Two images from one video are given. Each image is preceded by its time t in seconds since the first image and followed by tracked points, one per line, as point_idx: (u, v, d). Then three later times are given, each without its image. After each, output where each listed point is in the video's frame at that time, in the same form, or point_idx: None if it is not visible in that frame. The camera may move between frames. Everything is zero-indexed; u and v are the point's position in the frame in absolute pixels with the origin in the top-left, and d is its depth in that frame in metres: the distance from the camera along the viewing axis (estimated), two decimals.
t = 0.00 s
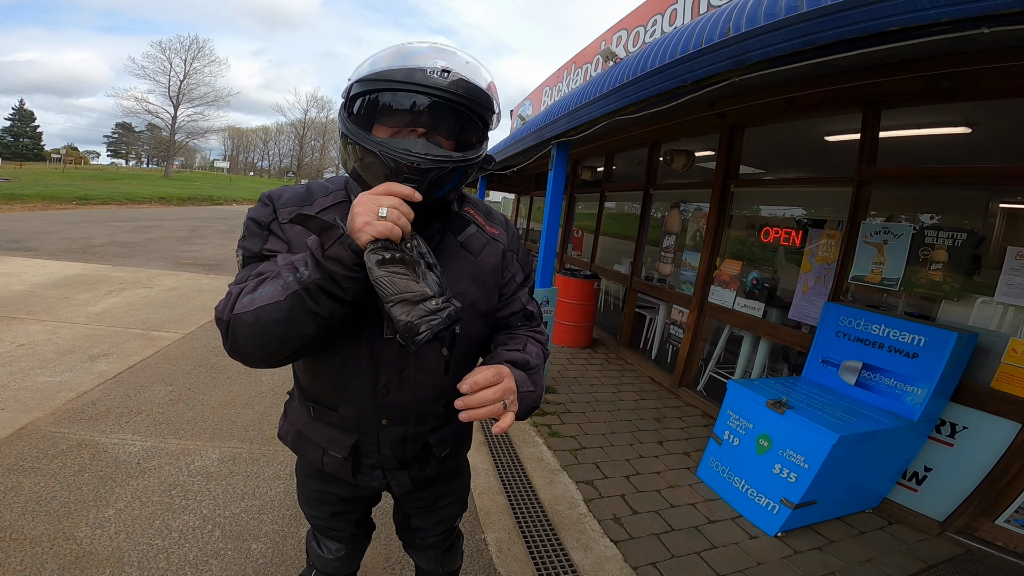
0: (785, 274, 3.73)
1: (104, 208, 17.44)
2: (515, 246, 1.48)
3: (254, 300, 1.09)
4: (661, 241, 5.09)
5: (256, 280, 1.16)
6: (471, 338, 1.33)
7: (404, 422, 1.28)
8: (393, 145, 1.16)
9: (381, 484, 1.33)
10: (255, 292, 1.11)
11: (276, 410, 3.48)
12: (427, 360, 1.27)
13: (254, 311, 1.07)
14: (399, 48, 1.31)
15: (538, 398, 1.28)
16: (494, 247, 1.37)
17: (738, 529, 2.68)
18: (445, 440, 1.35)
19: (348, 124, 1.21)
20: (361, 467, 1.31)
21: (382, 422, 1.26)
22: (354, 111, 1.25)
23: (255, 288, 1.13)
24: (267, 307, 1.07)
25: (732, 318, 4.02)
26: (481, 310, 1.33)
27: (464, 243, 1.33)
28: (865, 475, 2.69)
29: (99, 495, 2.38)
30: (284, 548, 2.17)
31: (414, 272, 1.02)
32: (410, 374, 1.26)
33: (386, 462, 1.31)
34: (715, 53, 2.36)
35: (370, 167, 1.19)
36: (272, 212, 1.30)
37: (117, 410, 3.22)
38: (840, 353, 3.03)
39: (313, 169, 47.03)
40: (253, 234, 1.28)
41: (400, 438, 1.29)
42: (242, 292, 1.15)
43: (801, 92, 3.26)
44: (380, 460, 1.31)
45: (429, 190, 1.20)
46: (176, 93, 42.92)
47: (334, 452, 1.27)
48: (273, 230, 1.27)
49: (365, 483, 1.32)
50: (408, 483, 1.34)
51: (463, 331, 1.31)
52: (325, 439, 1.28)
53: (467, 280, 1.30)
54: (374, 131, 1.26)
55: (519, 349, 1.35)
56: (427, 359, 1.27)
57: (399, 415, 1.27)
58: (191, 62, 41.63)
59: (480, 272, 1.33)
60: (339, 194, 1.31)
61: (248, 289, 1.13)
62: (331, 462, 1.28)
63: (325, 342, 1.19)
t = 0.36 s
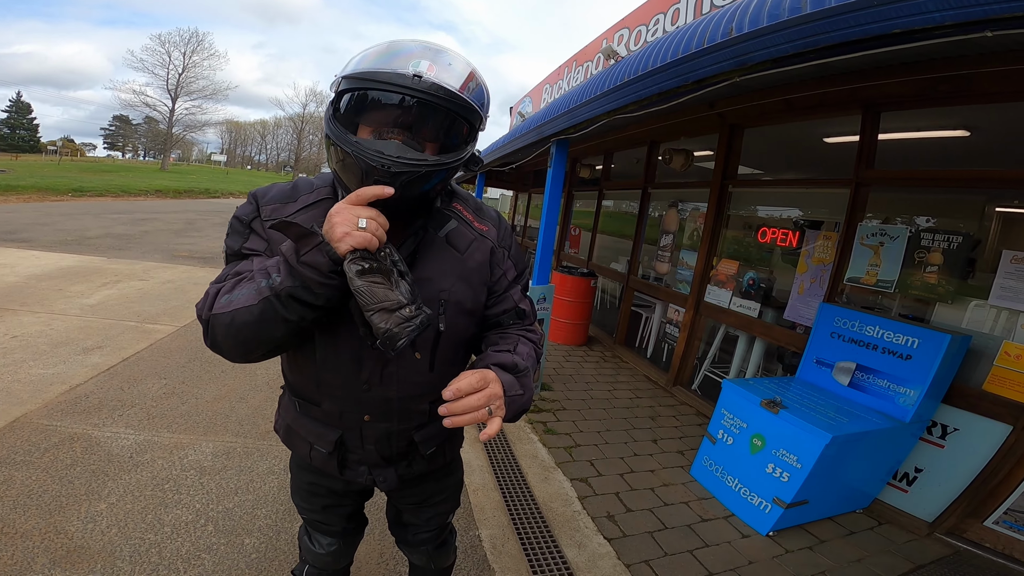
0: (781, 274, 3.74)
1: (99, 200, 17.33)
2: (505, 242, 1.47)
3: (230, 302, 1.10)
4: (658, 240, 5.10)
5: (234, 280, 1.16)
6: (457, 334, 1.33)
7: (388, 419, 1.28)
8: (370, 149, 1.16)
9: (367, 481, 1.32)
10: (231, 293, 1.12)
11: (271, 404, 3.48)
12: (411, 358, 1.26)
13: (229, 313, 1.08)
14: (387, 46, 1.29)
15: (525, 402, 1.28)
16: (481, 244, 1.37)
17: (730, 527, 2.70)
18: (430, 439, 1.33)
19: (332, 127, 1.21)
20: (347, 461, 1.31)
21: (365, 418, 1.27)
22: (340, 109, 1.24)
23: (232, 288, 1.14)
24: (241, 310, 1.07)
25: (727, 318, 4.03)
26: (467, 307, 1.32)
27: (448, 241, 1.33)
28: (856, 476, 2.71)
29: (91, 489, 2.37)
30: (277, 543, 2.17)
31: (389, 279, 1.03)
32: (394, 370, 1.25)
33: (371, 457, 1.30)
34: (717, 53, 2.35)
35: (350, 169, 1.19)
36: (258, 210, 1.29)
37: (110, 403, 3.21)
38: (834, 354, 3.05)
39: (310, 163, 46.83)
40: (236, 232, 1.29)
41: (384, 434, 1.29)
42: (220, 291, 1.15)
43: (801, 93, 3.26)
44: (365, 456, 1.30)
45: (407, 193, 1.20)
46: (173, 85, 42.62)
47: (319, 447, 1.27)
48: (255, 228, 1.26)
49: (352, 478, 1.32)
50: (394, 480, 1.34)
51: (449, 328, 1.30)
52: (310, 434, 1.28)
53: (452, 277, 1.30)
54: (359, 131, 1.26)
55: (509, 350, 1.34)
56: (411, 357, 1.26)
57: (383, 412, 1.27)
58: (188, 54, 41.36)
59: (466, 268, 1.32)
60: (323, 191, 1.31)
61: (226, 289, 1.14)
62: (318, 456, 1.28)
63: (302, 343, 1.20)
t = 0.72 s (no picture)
0: (775, 275, 3.76)
1: (92, 193, 17.19)
2: (501, 230, 1.49)
3: (193, 236, 1.10)
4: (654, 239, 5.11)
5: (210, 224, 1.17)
6: (459, 318, 1.32)
7: (390, 407, 1.26)
8: (363, 83, 1.16)
9: (364, 477, 1.29)
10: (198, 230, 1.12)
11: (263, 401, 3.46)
12: (414, 341, 1.25)
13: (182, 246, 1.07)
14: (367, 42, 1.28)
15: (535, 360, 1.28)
16: (480, 229, 1.38)
17: (722, 527, 2.71)
18: (430, 430, 1.33)
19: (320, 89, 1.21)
20: (342, 459, 1.27)
21: (366, 405, 1.24)
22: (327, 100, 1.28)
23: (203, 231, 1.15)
24: (195, 240, 1.07)
25: (721, 318, 4.05)
26: (468, 290, 1.33)
27: (450, 224, 1.34)
28: (847, 475, 2.73)
29: (80, 486, 2.36)
30: (269, 540, 2.17)
31: (337, 206, 0.96)
32: (397, 353, 1.24)
33: (369, 452, 1.28)
34: (715, 53, 2.36)
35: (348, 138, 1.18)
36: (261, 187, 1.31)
37: (100, 399, 3.19)
38: (826, 354, 3.07)
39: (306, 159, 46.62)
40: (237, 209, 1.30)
41: (384, 424, 1.27)
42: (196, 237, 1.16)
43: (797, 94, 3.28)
44: (363, 451, 1.27)
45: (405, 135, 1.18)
46: (167, 78, 42.26)
47: (313, 441, 1.24)
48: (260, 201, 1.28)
49: (347, 476, 1.28)
50: (392, 477, 1.31)
51: (451, 311, 1.30)
52: (304, 427, 1.25)
53: (453, 259, 1.30)
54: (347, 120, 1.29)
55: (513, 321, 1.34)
56: (415, 340, 1.26)
57: (385, 399, 1.25)
58: (184, 47, 41.05)
59: (467, 251, 1.33)
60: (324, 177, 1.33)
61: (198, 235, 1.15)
62: (310, 452, 1.25)
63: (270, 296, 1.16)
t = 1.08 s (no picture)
0: (777, 276, 3.75)
1: (94, 191, 17.24)
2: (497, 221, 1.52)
3: (214, 201, 1.08)
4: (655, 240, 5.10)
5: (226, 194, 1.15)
6: (462, 306, 1.34)
7: (397, 400, 1.25)
8: (400, 62, 1.20)
9: (370, 478, 1.27)
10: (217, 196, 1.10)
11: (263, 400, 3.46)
12: (420, 328, 1.25)
13: (205, 210, 1.05)
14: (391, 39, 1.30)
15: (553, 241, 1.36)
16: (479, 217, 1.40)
17: (723, 528, 2.70)
18: (437, 424, 1.34)
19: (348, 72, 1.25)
20: (345, 459, 1.26)
21: (373, 398, 1.23)
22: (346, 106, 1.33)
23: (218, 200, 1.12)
24: (220, 203, 1.05)
25: (723, 319, 4.04)
26: (469, 278, 1.34)
27: (451, 213, 1.35)
28: (849, 476, 2.72)
29: (79, 484, 2.36)
30: (267, 540, 2.17)
31: (383, 160, 1.00)
32: (404, 341, 1.24)
33: (374, 451, 1.27)
34: (719, 54, 2.35)
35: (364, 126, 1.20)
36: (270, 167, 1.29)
37: (100, 397, 3.19)
38: (828, 356, 3.05)
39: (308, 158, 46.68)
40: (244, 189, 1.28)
41: (391, 419, 1.26)
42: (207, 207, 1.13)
43: (801, 95, 3.26)
44: (368, 450, 1.27)
45: (431, 117, 1.24)
46: (170, 76, 42.31)
47: (317, 441, 1.22)
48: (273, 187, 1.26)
49: (351, 479, 1.27)
50: (398, 477, 1.30)
51: (455, 298, 1.31)
52: (306, 426, 1.23)
53: (455, 247, 1.32)
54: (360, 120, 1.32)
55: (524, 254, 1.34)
56: (421, 327, 1.25)
57: (392, 392, 1.25)
58: (187, 45, 41.12)
59: (468, 240, 1.34)
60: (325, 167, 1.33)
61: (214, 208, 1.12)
62: (311, 453, 1.22)
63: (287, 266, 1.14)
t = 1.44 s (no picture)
0: (784, 277, 3.72)
1: (103, 192, 17.42)
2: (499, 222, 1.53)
3: (224, 206, 1.07)
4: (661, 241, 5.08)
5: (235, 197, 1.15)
6: (465, 308, 1.34)
7: (402, 402, 1.25)
8: (428, 75, 1.18)
9: (374, 480, 1.27)
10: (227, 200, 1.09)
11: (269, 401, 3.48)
12: (424, 328, 1.25)
13: (216, 215, 1.04)
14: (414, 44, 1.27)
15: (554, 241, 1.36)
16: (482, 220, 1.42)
17: (729, 530, 2.69)
18: (440, 426, 1.34)
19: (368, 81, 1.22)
20: (350, 462, 1.26)
21: (378, 400, 1.23)
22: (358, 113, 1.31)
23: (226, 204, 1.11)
24: (230, 207, 1.05)
25: (730, 321, 4.02)
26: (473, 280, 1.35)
27: (456, 217, 1.36)
28: (857, 479, 2.70)
29: (86, 483, 2.38)
30: (272, 540, 2.17)
31: (392, 175, 1.00)
32: (408, 342, 1.24)
33: (379, 453, 1.27)
34: (727, 54, 2.34)
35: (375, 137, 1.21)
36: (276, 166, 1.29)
37: (108, 396, 3.22)
38: (836, 358, 3.03)
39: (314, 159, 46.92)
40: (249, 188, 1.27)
41: (396, 422, 1.26)
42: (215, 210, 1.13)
43: (808, 95, 3.24)
44: (373, 452, 1.26)
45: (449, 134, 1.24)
46: (177, 78, 42.64)
47: (321, 443, 1.21)
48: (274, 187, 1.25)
49: (356, 481, 1.27)
50: (402, 478, 1.30)
51: (458, 299, 1.32)
52: (309, 428, 1.22)
53: (459, 249, 1.33)
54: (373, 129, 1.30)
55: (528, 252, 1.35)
56: (426, 328, 1.26)
57: (397, 393, 1.24)
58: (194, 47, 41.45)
59: (471, 242, 1.36)
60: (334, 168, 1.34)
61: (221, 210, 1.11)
62: (316, 456, 1.23)
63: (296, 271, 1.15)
